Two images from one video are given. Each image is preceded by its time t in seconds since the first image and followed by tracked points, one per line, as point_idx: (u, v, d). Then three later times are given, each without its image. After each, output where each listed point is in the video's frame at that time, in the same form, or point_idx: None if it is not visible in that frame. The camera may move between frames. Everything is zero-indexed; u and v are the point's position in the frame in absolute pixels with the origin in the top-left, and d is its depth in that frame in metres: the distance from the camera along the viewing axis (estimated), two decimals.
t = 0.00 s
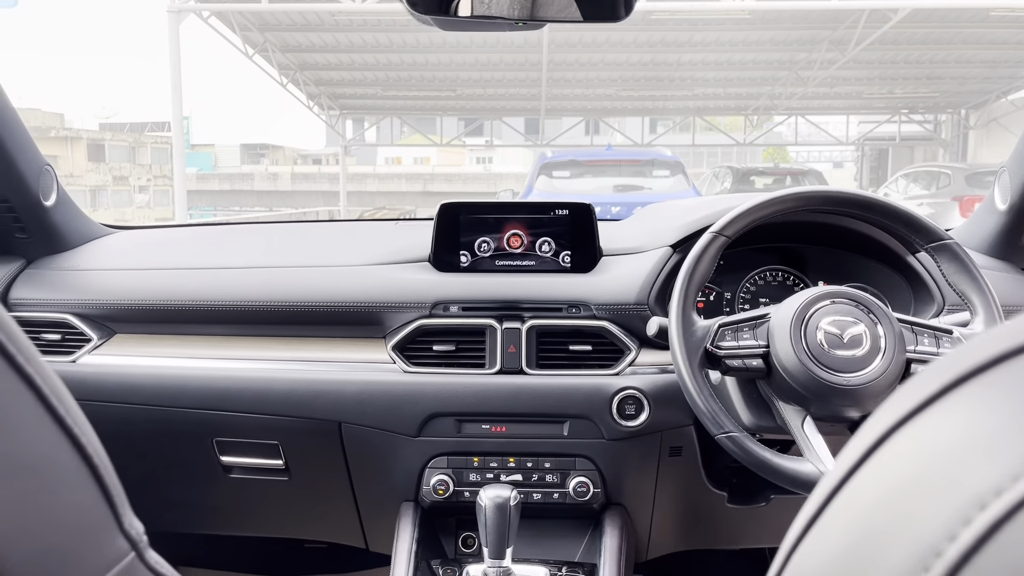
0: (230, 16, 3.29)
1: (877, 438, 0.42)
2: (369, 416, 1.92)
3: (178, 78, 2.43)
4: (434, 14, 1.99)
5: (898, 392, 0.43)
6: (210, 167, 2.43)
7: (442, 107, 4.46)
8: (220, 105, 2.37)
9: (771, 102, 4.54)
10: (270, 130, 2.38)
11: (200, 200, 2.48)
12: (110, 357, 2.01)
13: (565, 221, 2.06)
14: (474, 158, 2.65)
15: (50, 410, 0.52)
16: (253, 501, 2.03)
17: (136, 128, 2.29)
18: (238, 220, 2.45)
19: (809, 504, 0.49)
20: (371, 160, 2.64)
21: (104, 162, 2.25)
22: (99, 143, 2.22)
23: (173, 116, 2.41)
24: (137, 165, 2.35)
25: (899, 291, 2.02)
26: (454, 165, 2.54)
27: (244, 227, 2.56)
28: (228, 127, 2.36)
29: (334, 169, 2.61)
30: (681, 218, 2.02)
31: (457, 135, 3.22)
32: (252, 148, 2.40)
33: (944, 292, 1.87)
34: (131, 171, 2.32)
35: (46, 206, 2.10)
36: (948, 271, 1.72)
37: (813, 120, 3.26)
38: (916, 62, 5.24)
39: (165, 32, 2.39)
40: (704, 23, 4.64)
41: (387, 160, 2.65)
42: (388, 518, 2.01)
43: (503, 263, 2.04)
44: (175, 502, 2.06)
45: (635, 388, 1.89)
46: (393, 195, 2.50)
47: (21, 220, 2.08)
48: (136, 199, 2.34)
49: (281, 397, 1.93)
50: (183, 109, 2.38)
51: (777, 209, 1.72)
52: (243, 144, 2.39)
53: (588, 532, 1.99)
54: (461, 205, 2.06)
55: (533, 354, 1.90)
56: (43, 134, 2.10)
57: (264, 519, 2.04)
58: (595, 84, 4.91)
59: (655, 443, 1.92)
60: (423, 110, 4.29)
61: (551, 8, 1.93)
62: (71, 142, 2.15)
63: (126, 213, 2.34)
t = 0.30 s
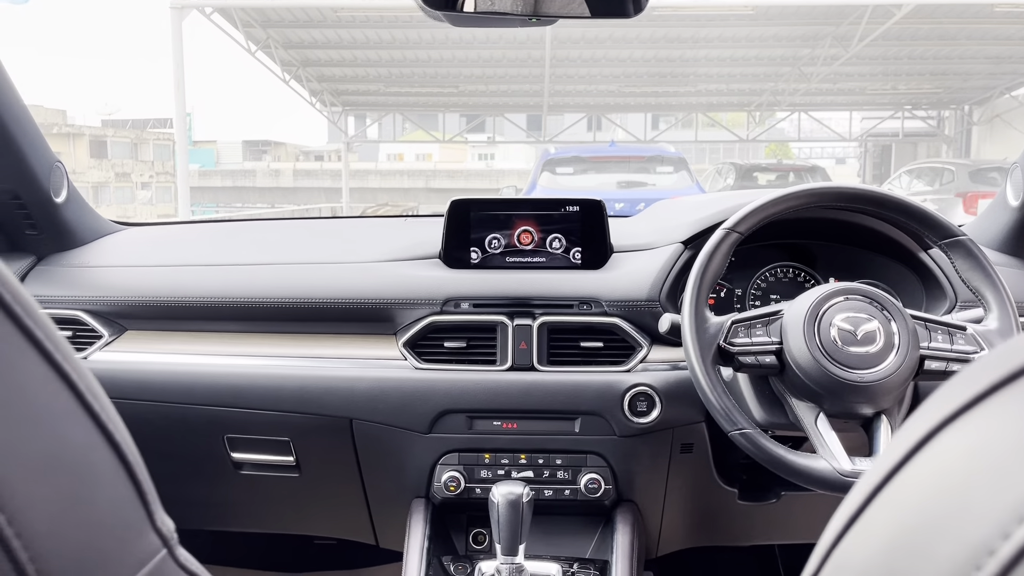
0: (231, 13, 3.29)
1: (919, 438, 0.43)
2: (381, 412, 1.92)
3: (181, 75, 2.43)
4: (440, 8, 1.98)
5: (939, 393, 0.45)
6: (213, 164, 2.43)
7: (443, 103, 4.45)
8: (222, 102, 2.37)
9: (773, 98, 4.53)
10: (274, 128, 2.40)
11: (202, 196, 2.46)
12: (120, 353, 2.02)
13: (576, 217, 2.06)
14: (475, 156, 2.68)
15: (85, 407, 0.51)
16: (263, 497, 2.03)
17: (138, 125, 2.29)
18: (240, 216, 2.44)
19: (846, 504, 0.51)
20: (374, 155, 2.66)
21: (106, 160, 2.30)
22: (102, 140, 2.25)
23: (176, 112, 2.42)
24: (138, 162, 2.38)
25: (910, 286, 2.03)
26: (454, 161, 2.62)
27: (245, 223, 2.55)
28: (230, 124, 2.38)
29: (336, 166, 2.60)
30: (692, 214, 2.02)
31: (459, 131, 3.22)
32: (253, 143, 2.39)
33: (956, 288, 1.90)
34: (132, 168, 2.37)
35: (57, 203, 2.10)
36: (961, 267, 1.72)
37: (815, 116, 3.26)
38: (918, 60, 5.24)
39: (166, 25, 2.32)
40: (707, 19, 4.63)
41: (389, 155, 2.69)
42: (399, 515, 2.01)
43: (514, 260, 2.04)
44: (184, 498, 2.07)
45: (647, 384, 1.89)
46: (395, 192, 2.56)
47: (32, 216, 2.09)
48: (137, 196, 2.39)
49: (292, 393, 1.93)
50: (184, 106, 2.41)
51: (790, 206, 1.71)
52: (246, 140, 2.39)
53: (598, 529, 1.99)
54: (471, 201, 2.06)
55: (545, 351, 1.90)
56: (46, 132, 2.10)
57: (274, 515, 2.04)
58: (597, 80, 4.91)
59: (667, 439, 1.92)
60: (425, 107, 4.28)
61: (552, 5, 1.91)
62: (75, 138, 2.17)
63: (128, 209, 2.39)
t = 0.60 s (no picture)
0: (232, 10, 3.26)
1: (967, 433, 0.43)
2: (392, 409, 1.92)
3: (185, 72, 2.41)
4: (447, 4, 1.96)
5: (984, 389, 0.44)
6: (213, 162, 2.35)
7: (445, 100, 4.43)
8: (224, 101, 2.30)
9: (776, 94, 4.51)
10: (278, 127, 2.38)
11: (203, 194, 2.41)
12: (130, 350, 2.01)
13: (586, 213, 2.05)
14: (479, 152, 2.67)
15: (124, 405, 0.51)
16: (274, 494, 2.03)
17: (139, 121, 2.21)
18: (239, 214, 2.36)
19: (890, 499, 0.50)
20: (375, 152, 2.56)
21: (106, 157, 2.22)
22: (103, 137, 2.18)
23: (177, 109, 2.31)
24: (139, 159, 2.29)
25: (920, 281, 2.03)
26: (456, 158, 2.54)
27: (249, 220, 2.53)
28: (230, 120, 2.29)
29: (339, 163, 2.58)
30: (702, 210, 2.01)
31: (461, 128, 3.19)
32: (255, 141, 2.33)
33: (968, 284, 1.90)
34: (133, 165, 2.27)
35: (67, 199, 2.11)
36: (975, 263, 1.71)
37: (818, 113, 3.25)
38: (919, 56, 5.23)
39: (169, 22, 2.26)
40: (710, 15, 4.61)
41: (390, 152, 2.56)
42: (409, 511, 2.01)
43: (524, 256, 2.04)
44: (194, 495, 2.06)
45: (658, 380, 1.88)
46: (398, 189, 2.52)
47: (42, 212, 2.09)
48: (138, 193, 2.31)
49: (303, 389, 1.92)
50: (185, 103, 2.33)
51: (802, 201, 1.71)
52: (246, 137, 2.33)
53: (609, 526, 1.98)
54: (481, 198, 2.05)
55: (556, 347, 1.90)
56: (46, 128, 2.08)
57: (285, 512, 2.04)
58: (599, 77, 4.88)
59: (678, 436, 1.91)
60: (428, 104, 4.25)
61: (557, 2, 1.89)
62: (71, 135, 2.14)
63: (129, 205, 2.35)
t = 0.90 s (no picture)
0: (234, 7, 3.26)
1: (1013, 432, 0.43)
2: (402, 407, 1.91)
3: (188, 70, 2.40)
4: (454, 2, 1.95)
5: None
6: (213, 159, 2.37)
7: (445, 98, 4.41)
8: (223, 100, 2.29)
9: (777, 92, 4.51)
10: (281, 125, 2.35)
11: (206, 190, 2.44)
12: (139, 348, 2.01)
13: (595, 211, 2.05)
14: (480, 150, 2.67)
15: (158, 403, 0.50)
16: (283, 492, 2.02)
17: (139, 118, 2.24)
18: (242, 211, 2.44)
19: (931, 497, 0.50)
20: (375, 150, 2.51)
21: (108, 155, 2.23)
22: (104, 135, 2.19)
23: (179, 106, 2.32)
24: (140, 157, 2.30)
25: (930, 279, 2.03)
26: (457, 155, 2.51)
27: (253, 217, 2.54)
28: (231, 119, 2.29)
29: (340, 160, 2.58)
30: (712, 208, 2.01)
31: (461, 126, 3.17)
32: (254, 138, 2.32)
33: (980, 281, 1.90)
34: (134, 163, 2.28)
35: (75, 197, 2.10)
36: (988, 260, 1.70)
37: (817, 111, 3.24)
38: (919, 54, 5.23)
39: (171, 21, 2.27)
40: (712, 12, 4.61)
41: (391, 148, 2.52)
42: (419, 510, 2.01)
43: (534, 254, 2.04)
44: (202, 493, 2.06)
45: (669, 378, 1.88)
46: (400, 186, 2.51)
47: (51, 210, 2.08)
48: (138, 190, 2.32)
49: (312, 388, 1.92)
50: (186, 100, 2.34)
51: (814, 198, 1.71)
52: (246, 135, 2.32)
53: (619, 524, 1.98)
54: (490, 196, 2.05)
55: (567, 345, 1.90)
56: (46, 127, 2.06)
57: (293, 510, 2.04)
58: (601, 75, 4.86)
59: (689, 434, 1.91)
60: (430, 101, 4.25)
61: None
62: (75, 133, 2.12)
63: (131, 203, 2.36)
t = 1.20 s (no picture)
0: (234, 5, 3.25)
1: None
2: (412, 406, 1.91)
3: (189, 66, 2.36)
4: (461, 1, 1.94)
5: None
6: (213, 158, 2.35)
7: (446, 97, 4.40)
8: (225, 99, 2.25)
9: (778, 91, 4.51)
10: (289, 125, 2.36)
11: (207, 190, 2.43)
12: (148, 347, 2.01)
13: (604, 210, 2.05)
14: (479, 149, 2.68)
15: (190, 402, 0.50)
16: (291, 491, 2.02)
17: (140, 116, 2.18)
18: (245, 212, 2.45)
19: (967, 495, 0.51)
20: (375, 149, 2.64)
21: (107, 154, 2.20)
22: (104, 134, 2.16)
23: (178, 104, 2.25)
24: (141, 155, 2.25)
25: (941, 278, 2.02)
26: (458, 154, 2.59)
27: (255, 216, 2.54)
28: (231, 117, 2.27)
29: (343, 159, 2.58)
30: (721, 207, 2.01)
31: (462, 124, 3.17)
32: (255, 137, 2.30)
33: (991, 279, 1.91)
34: (136, 162, 2.23)
35: (83, 196, 2.10)
36: (999, 259, 1.70)
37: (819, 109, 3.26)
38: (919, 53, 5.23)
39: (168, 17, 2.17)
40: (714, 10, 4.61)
41: (391, 148, 2.64)
42: (428, 509, 2.00)
43: (542, 252, 2.04)
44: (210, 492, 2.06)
45: (679, 377, 1.88)
46: (401, 185, 2.61)
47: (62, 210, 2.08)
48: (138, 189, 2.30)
49: (322, 387, 1.92)
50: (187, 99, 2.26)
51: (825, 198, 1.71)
52: (246, 133, 2.30)
53: (628, 523, 1.98)
54: (499, 194, 2.05)
55: (576, 344, 1.90)
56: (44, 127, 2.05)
57: (302, 509, 2.04)
58: (602, 74, 4.86)
59: (698, 432, 1.91)
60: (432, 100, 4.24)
61: None
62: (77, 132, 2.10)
63: (132, 202, 2.35)
